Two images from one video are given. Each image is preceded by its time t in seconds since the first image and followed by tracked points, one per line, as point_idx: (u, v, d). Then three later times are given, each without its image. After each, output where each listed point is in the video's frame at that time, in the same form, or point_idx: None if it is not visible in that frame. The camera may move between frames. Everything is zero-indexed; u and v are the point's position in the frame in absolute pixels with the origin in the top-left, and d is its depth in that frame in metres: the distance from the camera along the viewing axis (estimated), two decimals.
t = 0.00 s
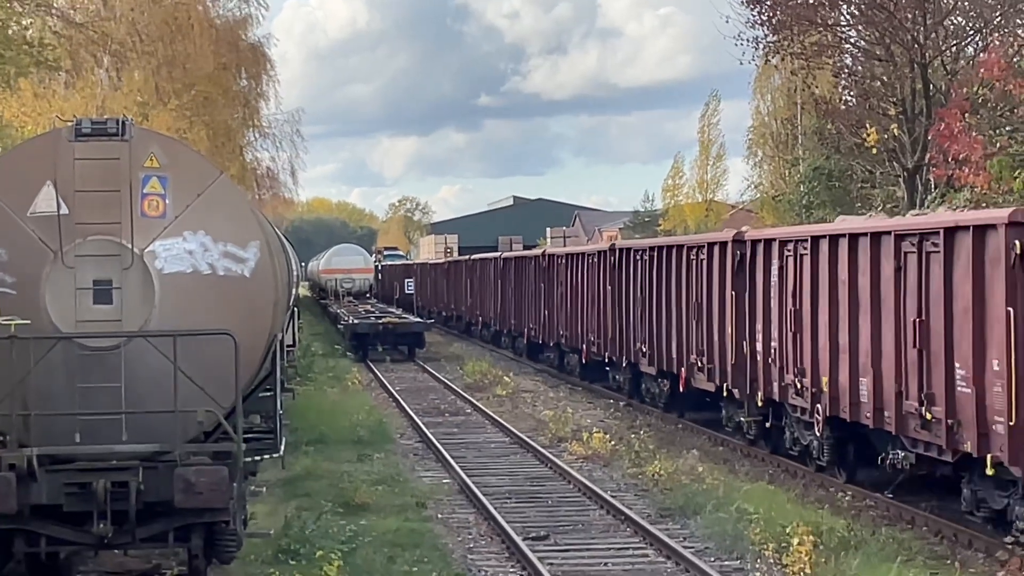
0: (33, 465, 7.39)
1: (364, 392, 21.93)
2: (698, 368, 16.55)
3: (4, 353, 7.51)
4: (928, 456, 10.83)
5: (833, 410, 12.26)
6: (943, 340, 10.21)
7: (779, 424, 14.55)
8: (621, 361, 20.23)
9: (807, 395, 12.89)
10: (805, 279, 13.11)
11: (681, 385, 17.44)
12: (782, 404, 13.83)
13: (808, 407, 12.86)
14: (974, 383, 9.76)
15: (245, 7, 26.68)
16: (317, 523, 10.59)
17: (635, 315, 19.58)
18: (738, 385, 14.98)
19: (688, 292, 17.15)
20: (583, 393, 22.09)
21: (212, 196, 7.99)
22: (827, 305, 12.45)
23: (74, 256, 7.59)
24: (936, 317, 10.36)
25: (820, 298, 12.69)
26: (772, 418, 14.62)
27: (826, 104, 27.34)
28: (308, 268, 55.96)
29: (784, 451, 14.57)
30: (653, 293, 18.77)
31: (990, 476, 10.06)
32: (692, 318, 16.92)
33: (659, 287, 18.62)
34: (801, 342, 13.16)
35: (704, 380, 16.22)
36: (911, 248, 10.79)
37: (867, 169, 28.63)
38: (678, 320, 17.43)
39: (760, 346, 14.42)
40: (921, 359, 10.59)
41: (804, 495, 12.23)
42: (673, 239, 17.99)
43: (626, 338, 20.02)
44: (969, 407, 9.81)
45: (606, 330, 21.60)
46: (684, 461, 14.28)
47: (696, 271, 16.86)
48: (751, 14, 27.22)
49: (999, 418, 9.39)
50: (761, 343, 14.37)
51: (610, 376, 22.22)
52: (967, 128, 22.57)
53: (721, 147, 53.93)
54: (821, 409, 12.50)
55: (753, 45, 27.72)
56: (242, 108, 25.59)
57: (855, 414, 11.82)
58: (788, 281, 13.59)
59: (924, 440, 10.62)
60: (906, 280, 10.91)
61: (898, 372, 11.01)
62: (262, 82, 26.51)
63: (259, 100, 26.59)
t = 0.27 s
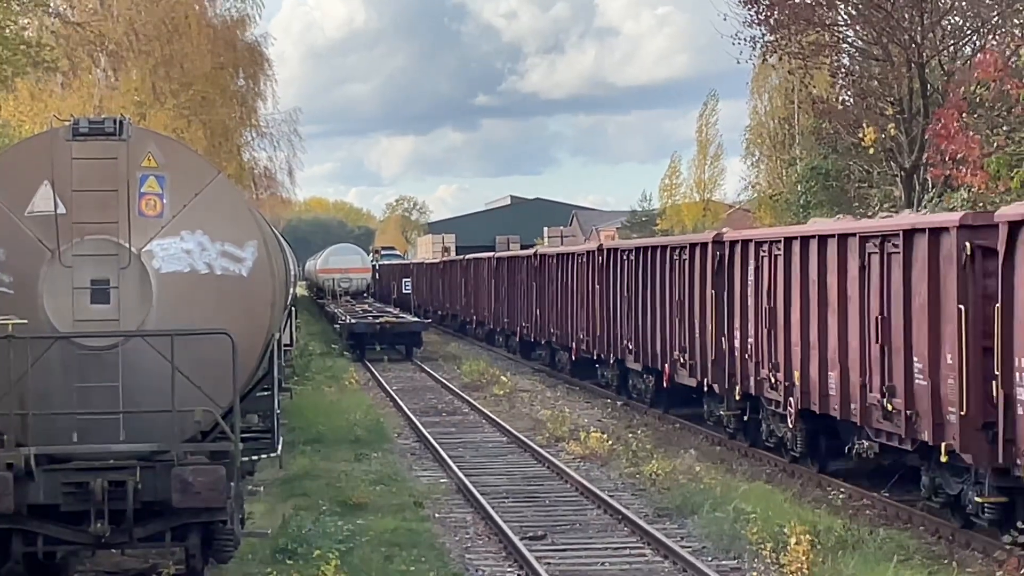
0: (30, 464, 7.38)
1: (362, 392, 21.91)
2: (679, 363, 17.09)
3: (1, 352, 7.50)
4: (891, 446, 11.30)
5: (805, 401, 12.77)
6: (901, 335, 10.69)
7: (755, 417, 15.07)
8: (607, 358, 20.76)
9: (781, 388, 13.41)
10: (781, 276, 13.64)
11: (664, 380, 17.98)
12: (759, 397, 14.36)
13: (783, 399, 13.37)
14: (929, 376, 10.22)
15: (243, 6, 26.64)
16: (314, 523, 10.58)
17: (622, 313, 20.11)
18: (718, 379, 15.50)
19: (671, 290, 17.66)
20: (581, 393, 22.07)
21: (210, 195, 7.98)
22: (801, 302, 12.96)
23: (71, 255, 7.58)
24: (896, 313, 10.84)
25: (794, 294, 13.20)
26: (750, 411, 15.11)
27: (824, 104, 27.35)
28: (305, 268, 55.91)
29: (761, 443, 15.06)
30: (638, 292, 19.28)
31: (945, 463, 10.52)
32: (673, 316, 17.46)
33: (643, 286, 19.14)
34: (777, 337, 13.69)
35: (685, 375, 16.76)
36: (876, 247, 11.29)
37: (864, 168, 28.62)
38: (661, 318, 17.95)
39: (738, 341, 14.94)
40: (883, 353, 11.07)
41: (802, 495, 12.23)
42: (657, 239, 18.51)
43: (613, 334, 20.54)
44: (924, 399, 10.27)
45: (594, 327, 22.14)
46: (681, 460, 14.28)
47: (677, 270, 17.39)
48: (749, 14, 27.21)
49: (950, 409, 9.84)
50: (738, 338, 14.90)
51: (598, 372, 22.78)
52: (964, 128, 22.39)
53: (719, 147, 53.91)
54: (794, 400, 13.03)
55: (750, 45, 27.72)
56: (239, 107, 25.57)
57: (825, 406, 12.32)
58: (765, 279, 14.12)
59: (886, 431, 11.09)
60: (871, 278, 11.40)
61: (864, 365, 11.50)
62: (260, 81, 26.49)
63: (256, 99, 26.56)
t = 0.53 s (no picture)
0: (29, 465, 7.38)
1: (360, 393, 21.91)
2: (664, 362, 17.78)
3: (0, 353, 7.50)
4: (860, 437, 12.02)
5: (782, 395, 13.49)
6: (869, 332, 11.39)
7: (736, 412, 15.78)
8: (597, 357, 21.44)
9: (760, 383, 14.14)
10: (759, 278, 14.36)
11: (651, 378, 18.65)
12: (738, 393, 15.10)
13: (761, 393, 14.11)
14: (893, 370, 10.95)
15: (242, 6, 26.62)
16: (312, 524, 10.58)
17: (611, 314, 20.81)
18: (701, 376, 16.21)
19: (657, 292, 18.34)
20: (580, 394, 22.07)
21: (209, 196, 7.98)
22: (778, 302, 13.70)
23: (70, 256, 7.58)
24: (862, 311, 11.58)
25: (771, 293, 13.92)
26: (730, 407, 15.82)
27: (822, 105, 27.37)
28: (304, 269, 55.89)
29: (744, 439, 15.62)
30: (626, 294, 19.96)
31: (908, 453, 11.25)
32: (659, 317, 18.14)
33: (631, 287, 19.80)
34: (755, 335, 14.42)
35: (670, 374, 17.45)
36: (846, 249, 12.01)
37: (863, 169, 28.62)
38: (648, 318, 18.61)
39: (718, 340, 15.65)
40: (851, 350, 11.78)
41: (800, 496, 12.24)
42: (644, 243, 19.19)
43: (602, 334, 21.22)
44: (888, 392, 11.01)
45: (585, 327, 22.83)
46: (680, 461, 14.28)
47: (661, 273, 18.07)
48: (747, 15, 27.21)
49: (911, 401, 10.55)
50: (719, 336, 15.61)
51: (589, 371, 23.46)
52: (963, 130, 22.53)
53: (718, 148, 53.92)
54: (771, 394, 13.76)
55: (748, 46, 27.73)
56: (238, 108, 25.56)
57: (800, 399, 13.06)
58: (743, 279, 14.88)
59: (854, 423, 11.81)
60: (841, 277, 12.12)
61: (834, 361, 12.22)
62: (259, 82, 26.47)
63: (255, 100, 26.55)
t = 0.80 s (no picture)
0: (29, 467, 7.38)
1: (360, 394, 21.91)
2: (650, 360, 18.34)
3: None
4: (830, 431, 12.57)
5: (758, 391, 14.05)
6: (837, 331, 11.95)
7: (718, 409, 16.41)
8: (587, 356, 22.02)
9: (738, 380, 14.72)
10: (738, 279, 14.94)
11: (637, 376, 19.21)
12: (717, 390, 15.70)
13: (739, 390, 14.69)
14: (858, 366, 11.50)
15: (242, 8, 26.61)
16: (312, 526, 10.57)
17: (599, 314, 21.38)
18: (684, 374, 16.79)
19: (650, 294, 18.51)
20: (580, 396, 22.09)
21: (209, 197, 7.99)
22: (751, 303, 14.35)
23: (70, 258, 7.58)
24: (829, 310, 12.14)
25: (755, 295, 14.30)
26: (713, 403, 16.39)
27: (822, 107, 27.38)
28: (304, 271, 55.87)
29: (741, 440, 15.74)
30: (614, 294, 20.51)
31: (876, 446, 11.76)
32: (644, 318, 18.70)
33: (620, 288, 20.34)
34: (734, 334, 14.99)
35: (655, 373, 18.03)
36: (816, 252, 12.59)
37: (863, 170, 28.61)
38: (638, 318, 19.01)
39: (700, 340, 16.23)
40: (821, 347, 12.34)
41: (800, 497, 12.24)
42: (631, 245, 19.74)
43: (592, 333, 21.85)
44: (853, 387, 11.56)
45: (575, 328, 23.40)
46: (679, 463, 14.29)
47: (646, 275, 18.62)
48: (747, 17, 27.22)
49: (874, 396, 11.10)
50: (701, 335, 16.20)
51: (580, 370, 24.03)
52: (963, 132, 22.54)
53: (718, 150, 53.92)
54: (748, 391, 14.33)
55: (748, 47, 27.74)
56: (238, 110, 25.55)
57: (774, 394, 13.61)
58: (723, 280, 15.45)
59: (824, 417, 12.35)
60: (811, 279, 12.68)
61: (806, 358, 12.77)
62: (258, 84, 26.47)
63: (255, 102, 26.55)
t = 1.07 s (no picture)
0: (29, 469, 7.38)
1: (360, 396, 21.90)
2: (640, 359, 19.06)
3: None
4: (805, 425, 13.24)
5: (740, 388, 14.74)
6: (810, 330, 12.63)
7: (703, 406, 17.05)
8: (580, 355, 22.79)
9: (721, 377, 15.41)
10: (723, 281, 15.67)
11: (627, 373, 19.93)
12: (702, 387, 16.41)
13: (722, 387, 15.39)
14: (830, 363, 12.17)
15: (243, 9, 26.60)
16: (312, 527, 10.56)
17: (593, 315, 22.11)
18: (672, 372, 17.51)
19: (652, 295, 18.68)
20: (581, 397, 22.07)
21: (209, 199, 7.99)
22: (736, 303, 14.99)
23: (70, 260, 7.58)
24: (804, 310, 12.84)
25: (756, 296, 14.42)
26: (698, 400, 17.08)
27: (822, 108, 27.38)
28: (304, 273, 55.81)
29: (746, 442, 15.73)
30: (609, 295, 21.22)
31: (846, 437, 12.40)
32: (636, 317, 19.41)
33: (617, 290, 20.74)
34: (719, 333, 15.70)
35: (645, 370, 18.74)
36: (792, 255, 13.31)
37: (863, 172, 28.57)
38: (637, 319, 19.29)
39: (687, 339, 16.92)
40: (796, 346, 13.01)
41: (800, 499, 12.23)
42: (625, 247, 20.49)
43: (586, 334, 22.56)
44: (825, 383, 12.24)
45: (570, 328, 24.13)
46: (680, 464, 14.28)
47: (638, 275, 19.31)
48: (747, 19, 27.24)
49: (845, 391, 11.74)
50: (688, 334, 16.92)
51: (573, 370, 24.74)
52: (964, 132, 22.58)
53: (719, 151, 53.93)
54: (731, 387, 15.02)
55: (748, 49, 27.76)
56: (238, 112, 25.55)
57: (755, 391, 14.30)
58: (708, 281, 16.21)
59: (799, 412, 13.01)
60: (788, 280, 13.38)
61: (783, 356, 13.46)
62: (259, 85, 26.46)
63: (255, 103, 26.56)
